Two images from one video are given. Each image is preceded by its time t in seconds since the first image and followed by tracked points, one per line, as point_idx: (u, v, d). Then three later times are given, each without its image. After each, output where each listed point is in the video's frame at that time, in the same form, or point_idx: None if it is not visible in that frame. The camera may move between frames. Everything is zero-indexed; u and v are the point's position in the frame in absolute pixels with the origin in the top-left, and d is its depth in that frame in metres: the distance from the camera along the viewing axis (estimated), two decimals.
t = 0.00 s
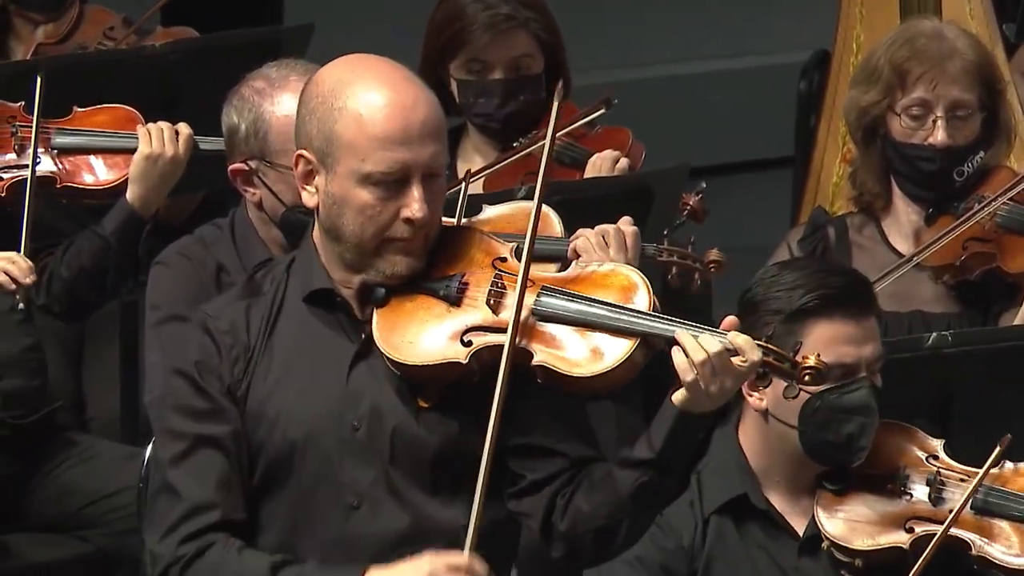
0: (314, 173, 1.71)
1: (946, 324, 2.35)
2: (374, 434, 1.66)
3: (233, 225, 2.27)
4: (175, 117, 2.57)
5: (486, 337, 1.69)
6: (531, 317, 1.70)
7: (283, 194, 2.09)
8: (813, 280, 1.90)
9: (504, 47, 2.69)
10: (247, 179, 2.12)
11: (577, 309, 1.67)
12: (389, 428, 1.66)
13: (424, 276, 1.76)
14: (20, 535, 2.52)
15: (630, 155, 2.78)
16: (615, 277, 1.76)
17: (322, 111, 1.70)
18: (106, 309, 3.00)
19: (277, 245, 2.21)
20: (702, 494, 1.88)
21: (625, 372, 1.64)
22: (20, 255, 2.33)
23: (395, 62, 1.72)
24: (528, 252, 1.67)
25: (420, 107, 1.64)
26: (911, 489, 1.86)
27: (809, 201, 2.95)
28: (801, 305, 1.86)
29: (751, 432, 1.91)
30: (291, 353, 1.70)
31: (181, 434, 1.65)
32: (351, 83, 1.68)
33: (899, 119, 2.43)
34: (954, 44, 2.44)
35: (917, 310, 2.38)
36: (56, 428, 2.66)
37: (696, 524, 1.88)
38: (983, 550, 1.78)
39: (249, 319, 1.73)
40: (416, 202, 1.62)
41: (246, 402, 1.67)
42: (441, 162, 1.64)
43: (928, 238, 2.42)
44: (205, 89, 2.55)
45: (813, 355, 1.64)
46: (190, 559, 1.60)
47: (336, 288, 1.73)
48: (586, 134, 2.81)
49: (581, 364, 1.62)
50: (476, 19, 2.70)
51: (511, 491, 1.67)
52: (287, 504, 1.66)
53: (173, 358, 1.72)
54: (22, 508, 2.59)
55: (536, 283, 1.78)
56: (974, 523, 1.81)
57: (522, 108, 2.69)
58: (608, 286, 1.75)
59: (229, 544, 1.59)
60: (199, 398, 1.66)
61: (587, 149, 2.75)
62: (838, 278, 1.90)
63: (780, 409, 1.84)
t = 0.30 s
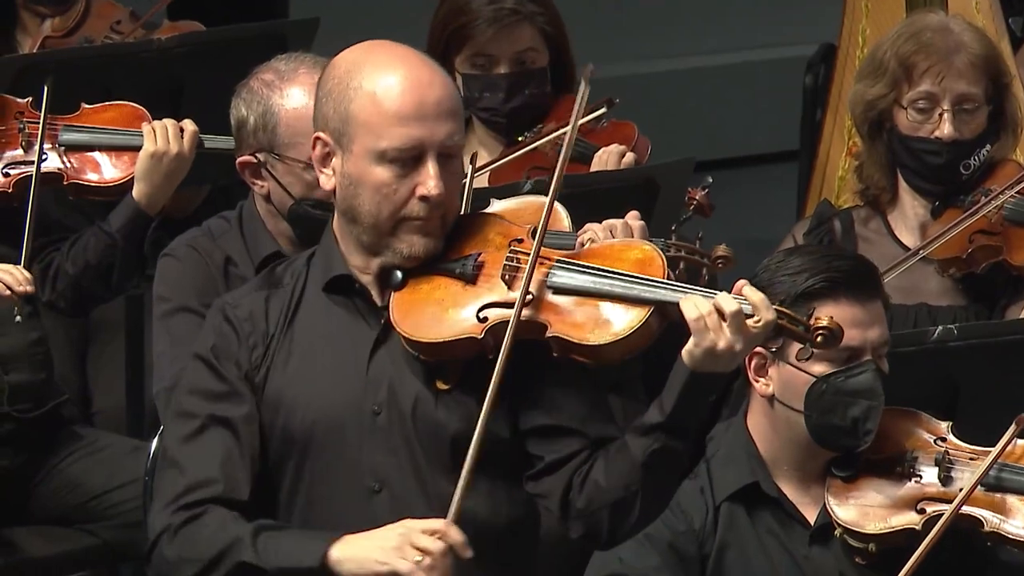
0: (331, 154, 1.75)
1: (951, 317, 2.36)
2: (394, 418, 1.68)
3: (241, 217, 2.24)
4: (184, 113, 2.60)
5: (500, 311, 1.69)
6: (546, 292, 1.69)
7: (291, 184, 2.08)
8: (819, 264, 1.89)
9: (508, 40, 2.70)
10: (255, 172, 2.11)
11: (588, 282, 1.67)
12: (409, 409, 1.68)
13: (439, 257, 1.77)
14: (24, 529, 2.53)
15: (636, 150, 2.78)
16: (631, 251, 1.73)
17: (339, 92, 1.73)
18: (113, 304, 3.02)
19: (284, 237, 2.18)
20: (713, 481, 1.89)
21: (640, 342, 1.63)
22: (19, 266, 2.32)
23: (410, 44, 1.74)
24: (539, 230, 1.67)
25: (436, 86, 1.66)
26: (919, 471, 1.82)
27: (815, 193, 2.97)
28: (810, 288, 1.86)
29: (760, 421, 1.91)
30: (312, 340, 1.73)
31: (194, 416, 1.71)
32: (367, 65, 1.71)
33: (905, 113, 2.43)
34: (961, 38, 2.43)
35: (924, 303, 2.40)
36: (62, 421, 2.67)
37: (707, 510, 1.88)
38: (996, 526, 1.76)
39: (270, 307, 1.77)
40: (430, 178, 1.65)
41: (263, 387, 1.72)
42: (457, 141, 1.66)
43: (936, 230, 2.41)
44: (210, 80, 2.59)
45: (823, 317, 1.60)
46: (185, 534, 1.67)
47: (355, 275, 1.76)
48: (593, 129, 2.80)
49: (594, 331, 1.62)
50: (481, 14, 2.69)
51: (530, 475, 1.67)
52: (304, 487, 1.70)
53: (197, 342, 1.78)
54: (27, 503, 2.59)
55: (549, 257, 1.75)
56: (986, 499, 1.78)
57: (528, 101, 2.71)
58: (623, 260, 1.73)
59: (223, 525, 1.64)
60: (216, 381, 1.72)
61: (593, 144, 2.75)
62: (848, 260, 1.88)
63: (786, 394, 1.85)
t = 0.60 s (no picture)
0: (366, 140, 1.69)
1: (951, 309, 2.36)
2: (421, 408, 1.63)
3: (241, 208, 2.22)
4: (182, 103, 2.58)
5: (532, 304, 1.62)
6: (581, 286, 1.64)
7: (292, 174, 2.07)
8: (828, 259, 1.89)
9: (506, 32, 2.71)
10: (256, 162, 2.11)
11: (623, 276, 1.62)
12: (436, 400, 1.62)
13: (473, 246, 1.70)
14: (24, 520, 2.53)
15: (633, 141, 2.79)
16: (666, 249, 1.70)
17: (377, 78, 1.67)
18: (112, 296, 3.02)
19: (286, 228, 2.17)
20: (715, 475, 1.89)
21: (673, 338, 1.58)
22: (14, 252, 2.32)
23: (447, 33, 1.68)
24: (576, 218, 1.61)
25: (475, 75, 1.61)
26: (923, 473, 1.80)
27: (815, 184, 2.97)
28: (817, 284, 1.86)
29: (763, 413, 1.90)
30: (338, 327, 1.68)
31: (218, 401, 1.66)
32: (408, 51, 1.65)
33: (906, 104, 2.43)
34: (962, 29, 2.43)
35: (923, 295, 2.40)
36: (61, 412, 2.68)
37: (708, 504, 1.88)
38: (996, 534, 1.76)
39: (295, 295, 1.72)
40: (467, 166, 1.59)
41: (288, 373, 1.66)
42: (495, 130, 1.60)
43: (937, 222, 2.40)
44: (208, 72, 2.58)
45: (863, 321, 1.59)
46: (211, 520, 1.60)
47: (383, 264, 1.70)
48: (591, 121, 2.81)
49: (625, 329, 1.56)
50: (479, 6, 2.67)
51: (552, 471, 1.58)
52: (329, 481, 1.63)
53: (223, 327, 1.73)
54: (27, 493, 2.59)
55: (583, 251, 1.69)
56: (988, 507, 1.77)
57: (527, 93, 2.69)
58: (657, 257, 1.69)
59: (241, 519, 1.57)
60: (241, 366, 1.67)
61: (591, 135, 2.76)
62: (856, 257, 1.87)
63: (791, 389, 1.83)
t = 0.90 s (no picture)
0: (400, 158, 1.60)
1: (949, 309, 2.35)
2: (456, 424, 1.57)
3: (239, 207, 2.16)
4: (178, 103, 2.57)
5: (571, 326, 1.59)
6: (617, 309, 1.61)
7: (290, 173, 2.05)
8: (825, 260, 1.88)
9: (502, 32, 2.69)
10: (253, 161, 2.09)
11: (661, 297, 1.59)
12: (470, 417, 1.56)
13: (507, 263, 1.66)
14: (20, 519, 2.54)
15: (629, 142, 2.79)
16: (700, 267, 1.69)
17: (409, 97, 1.58)
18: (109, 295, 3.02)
19: (284, 228, 2.09)
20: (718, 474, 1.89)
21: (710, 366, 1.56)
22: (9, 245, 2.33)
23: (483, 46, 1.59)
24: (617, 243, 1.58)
25: (510, 97, 1.52)
26: (923, 472, 1.77)
27: (812, 184, 2.97)
28: (813, 283, 1.85)
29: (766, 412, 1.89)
30: (371, 344, 1.61)
31: (255, 430, 1.58)
32: (439, 69, 1.56)
33: (904, 104, 2.41)
34: (961, 29, 2.40)
35: (921, 294, 2.40)
36: (57, 412, 2.68)
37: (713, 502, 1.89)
38: (997, 530, 1.70)
39: (326, 310, 1.64)
40: (502, 191, 1.51)
41: (323, 395, 1.59)
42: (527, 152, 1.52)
43: (934, 223, 2.41)
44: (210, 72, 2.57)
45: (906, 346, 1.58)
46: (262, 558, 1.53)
47: (416, 278, 1.63)
48: (587, 120, 2.81)
49: (662, 350, 1.54)
50: (475, 5, 2.66)
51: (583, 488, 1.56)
52: (366, 501, 1.58)
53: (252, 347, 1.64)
54: (23, 492, 2.60)
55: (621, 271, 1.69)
56: (991, 505, 1.72)
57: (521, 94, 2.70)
58: (691, 276, 1.68)
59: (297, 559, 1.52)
60: (275, 391, 1.57)
61: (587, 135, 2.76)
62: (854, 257, 1.87)
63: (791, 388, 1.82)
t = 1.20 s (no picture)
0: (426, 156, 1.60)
1: (939, 310, 2.36)
2: (487, 424, 1.56)
3: (230, 208, 2.15)
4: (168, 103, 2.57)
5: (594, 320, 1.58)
6: (640, 303, 1.61)
7: (282, 174, 2.05)
8: (795, 267, 1.86)
9: (492, 34, 2.66)
10: (245, 161, 2.09)
11: (684, 293, 1.60)
12: (499, 411, 1.56)
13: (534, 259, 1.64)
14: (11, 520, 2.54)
15: (619, 143, 2.80)
16: (725, 261, 1.66)
17: (434, 94, 1.57)
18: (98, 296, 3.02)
19: (275, 229, 2.10)
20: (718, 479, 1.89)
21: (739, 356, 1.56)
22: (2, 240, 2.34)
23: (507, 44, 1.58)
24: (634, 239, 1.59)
25: (536, 92, 1.50)
26: (907, 457, 1.82)
27: (801, 185, 2.97)
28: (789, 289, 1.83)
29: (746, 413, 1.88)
30: (405, 339, 1.60)
31: (282, 405, 1.57)
32: (463, 67, 1.55)
33: (895, 106, 2.40)
34: (952, 31, 2.40)
35: (912, 295, 2.40)
36: (47, 413, 2.68)
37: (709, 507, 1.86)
38: (989, 505, 1.79)
39: (361, 304, 1.63)
40: (524, 186, 1.50)
41: (354, 385, 1.58)
42: (553, 147, 1.51)
43: (923, 225, 2.40)
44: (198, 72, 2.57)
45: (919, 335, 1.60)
46: (262, 516, 1.52)
47: (449, 277, 1.62)
48: (577, 121, 2.82)
49: (688, 345, 1.54)
50: (466, 6, 2.62)
51: (614, 490, 1.56)
52: (389, 487, 1.57)
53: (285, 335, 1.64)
54: (14, 493, 2.60)
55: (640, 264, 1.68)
56: (979, 481, 1.81)
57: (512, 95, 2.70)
58: (717, 269, 1.66)
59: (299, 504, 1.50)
60: (307, 373, 1.57)
61: (576, 137, 2.76)
62: (822, 263, 1.87)
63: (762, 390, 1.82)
